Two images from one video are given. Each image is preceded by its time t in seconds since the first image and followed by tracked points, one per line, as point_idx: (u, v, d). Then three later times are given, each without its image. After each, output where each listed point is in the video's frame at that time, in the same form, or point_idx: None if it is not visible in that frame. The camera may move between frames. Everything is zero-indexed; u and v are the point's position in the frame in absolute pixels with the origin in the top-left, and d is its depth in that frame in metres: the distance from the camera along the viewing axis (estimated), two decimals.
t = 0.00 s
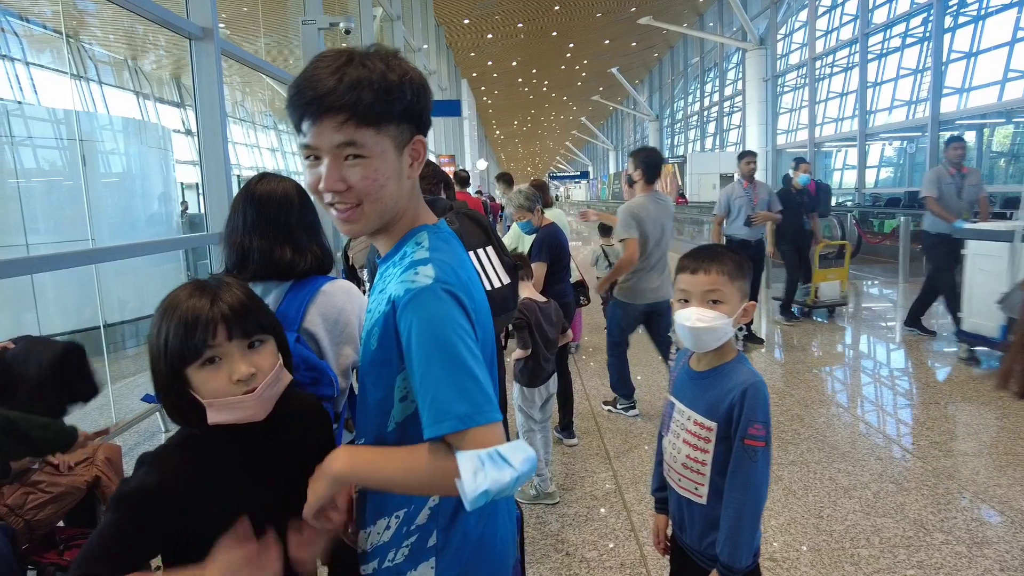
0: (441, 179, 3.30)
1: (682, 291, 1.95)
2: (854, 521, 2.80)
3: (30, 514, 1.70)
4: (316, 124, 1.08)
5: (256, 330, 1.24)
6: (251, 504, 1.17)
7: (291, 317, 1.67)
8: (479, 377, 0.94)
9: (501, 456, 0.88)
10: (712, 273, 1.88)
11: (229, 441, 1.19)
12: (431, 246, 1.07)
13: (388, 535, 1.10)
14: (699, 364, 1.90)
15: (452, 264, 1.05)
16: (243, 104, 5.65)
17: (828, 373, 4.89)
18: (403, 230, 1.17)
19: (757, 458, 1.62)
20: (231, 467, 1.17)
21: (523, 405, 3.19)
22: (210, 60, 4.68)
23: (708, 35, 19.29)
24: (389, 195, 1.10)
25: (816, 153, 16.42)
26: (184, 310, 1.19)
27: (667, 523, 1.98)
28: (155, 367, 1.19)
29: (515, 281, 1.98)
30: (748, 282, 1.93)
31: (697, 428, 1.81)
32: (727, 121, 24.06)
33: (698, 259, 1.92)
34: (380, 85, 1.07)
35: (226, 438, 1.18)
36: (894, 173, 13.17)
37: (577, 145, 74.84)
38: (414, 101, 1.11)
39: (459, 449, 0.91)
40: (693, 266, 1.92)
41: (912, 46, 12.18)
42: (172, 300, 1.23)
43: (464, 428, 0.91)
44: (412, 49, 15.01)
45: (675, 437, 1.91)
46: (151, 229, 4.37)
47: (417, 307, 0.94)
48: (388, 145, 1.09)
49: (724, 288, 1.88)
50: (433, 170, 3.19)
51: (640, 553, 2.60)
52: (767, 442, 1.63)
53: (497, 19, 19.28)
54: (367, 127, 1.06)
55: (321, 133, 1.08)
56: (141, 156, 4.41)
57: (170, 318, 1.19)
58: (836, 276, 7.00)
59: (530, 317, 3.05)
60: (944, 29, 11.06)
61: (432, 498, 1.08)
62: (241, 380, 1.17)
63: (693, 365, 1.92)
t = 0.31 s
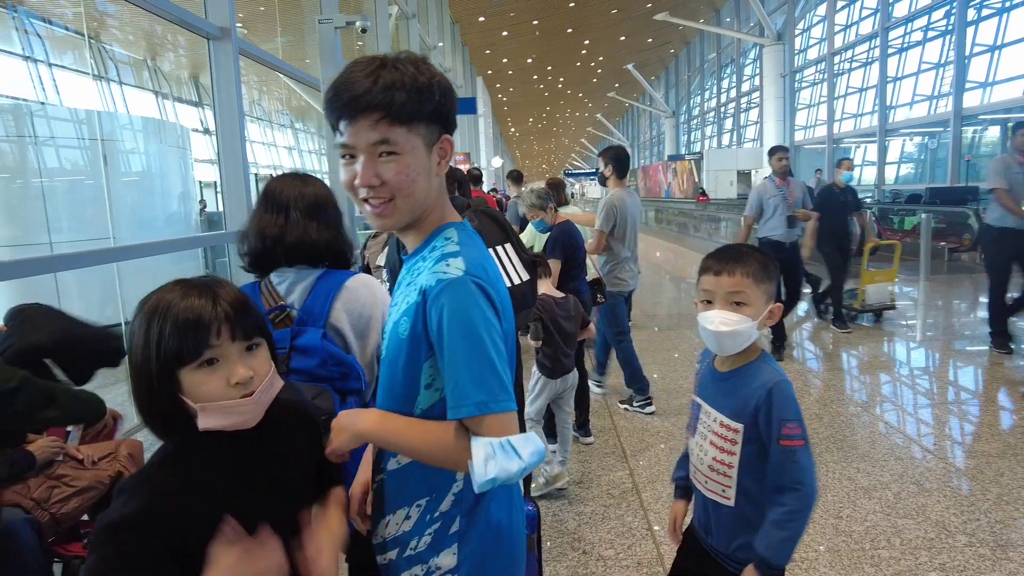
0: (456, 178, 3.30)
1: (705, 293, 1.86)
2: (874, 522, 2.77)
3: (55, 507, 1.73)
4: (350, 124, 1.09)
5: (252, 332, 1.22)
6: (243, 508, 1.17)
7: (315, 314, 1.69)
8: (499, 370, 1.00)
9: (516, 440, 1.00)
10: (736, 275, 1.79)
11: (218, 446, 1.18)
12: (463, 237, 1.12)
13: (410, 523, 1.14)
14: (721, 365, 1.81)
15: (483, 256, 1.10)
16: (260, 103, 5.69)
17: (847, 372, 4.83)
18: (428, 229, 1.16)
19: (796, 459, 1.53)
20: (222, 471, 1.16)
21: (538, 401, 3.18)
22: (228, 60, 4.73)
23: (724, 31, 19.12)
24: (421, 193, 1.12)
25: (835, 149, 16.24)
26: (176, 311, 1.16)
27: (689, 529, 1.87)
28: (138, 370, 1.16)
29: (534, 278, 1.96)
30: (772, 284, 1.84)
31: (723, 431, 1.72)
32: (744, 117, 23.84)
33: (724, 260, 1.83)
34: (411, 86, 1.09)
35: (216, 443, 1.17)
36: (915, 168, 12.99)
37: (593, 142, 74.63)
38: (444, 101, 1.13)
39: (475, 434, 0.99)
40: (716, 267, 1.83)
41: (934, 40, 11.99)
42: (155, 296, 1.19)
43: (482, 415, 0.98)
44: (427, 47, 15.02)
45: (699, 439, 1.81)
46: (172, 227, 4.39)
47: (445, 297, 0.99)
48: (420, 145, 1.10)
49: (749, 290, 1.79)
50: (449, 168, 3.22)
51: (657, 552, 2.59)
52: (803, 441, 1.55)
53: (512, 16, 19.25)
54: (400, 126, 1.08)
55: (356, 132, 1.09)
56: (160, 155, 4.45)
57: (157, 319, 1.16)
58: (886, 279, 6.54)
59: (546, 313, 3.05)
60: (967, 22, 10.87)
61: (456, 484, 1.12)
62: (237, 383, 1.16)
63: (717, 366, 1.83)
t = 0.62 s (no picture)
0: (470, 179, 3.33)
1: (722, 299, 1.81)
2: (890, 524, 2.74)
3: (78, 503, 1.76)
4: (378, 129, 1.11)
5: (245, 353, 1.13)
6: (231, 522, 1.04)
7: (340, 321, 1.70)
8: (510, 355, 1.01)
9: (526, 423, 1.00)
10: (756, 282, 1.75)
11: (199, 465, 1.06)
12: (482, 231, 1.14)
13: (434, 511, 1.20)
14: (740, 369, 1.77)
15: (498, 250, 1.11)
16: (277, 103, 5.75)
17: (864, 372, 4.78)
18: (445, 230, 1.17)
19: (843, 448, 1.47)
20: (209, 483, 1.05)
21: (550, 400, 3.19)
22: (245, 62, 4.78)
23: (741, 28, 18.96)
24: (442, 194, 1.13)
25: (853, 146, 16.05)
26: (174, 326, 1.03)
27: (708, 538, 1.79)
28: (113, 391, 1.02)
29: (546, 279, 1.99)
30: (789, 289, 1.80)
31: (747, 432, 1.68)
32: (761, 114, 23.64)
33: (743, 265, 1.79)
34: (435, 95, 1.12)
35: (193, 463, 1.05)
36: (936, 166, 12.80)
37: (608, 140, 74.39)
38: (466, 109, 1.15)
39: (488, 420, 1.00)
40: (735, 273, 1.78)
41: (956, 35, 11.81)
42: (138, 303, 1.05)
43: (495, 400, 1.00)
44: (443, 46, 15.05)
45: (722, 443, 1.78)
46: (189, 228, 4.43)
47: (459, 287, 1.02)
48: (442, 149, 1.12)
49: (769, 296, 1.76)
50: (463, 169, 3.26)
51: (670, 552, 2.58)
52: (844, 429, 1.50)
53: (527, 14, 19.22)
54: (425, 131, 1.10)
55: (383, 136, 1.11)
56: (178, 156, 4.47)
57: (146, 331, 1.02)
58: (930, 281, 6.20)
59: (554, 313, 3.07)
60: (990, 16, 10.70)
61: (477, 470, 1.19)
62: (231, 403, 1.07)
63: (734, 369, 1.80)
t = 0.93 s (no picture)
0: (482, 179, 3.33)
1: (741, 300, 1.67)
2: (906, 526, 2.71)
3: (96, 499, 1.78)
4: (383, 138, 1.12)
5: (240, 369, 1.12)
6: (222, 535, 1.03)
7: (364, 316, 1.70)
8: (535, 330, 1.02)
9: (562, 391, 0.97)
10: (778, 282, 1.61)
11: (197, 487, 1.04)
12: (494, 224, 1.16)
13: (482, 498, 1.19)
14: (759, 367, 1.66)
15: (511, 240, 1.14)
16: (291, 104, 5.80)
17: (880, 373, 4.73)
18: (451, 233, 1.17)
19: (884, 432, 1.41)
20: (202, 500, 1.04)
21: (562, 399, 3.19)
22: (259, 65, 4.35)
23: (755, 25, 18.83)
24: (448, 197, 1.14)
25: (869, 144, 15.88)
26: (169, 343, 1.00)
27: (730, 545, 1.68)
28: (104, 418, 0.97)
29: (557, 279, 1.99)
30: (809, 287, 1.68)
31: (775, 432, 1.59)
32: (776, 112, 23.46)
33: (762, 263, 1.65)
34: (435, 101, 1.13)
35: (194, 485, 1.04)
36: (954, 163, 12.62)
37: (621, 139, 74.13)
38: (464, 113, 1.16)
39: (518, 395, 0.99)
40: (756, 273, 1.64)
41: (975, 30, 11.64)
42: (126, 322, 1.01)
43: (525, 371, 0.99)
44: (455, 47, 15.08)
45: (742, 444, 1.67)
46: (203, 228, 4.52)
47: (481, 270, 1.03)
48: (444, 154, 1.13)
49: (790, 296, 1.62)
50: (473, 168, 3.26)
51: (682, 553, 2.57)
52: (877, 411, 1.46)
53: (539, 14, 19.21)
54: (429, 137, 1.11)
55: (387, 145, 1.12)
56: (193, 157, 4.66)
57: (141, 353, 0.99)
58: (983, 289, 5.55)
59: (557, 316, 3.06)
60: (1010, 11, 10.53)
61: (521, 450, 1.18)
62: (231, 423, 1.06)
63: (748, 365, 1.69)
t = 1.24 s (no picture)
0: (492, 177, 3.33)
1: (763, 295, 1.57)
2: (921, 526, 2.69)
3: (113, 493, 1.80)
4: (393, 135, 1.13)
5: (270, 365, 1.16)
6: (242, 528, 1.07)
7: (368, 307, 1.73)
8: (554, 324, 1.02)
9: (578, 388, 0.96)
10: (801, 279, 1.54)
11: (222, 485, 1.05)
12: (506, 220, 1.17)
13: (504, 491, 1.18)
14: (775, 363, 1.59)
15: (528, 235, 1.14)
16: (304, 103, 5.82)
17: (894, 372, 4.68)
18: (458, 232, 1.17)
19: (907, 428, 1.41)
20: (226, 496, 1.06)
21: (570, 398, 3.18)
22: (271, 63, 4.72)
23: (769, 22, 18.67)
24: (459, 195, 1.15)
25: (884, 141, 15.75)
26: (218, 343, 1.04)
27: (752, 549, 1.59)
28: (166, 421, 0.99)
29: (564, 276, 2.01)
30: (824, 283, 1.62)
31: (798, 428, 1.52)
32: (789, 110, 23.27)
33: (783, 258, 1.58)
34: (445, 99, 1.14)
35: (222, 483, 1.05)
36: (972, 161, 12.46)
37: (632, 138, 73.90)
38: (475, 113, 1.17)
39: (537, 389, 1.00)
40: (779, 269, 1.56)
41: (994, 26, 11.48)
42: (171, 322, 1.03)
43: (549, 365, 1.00)
44: (467, 45, 15.06)
45: (761, 443, 1.59)
46: (216, 227, 4.53)
47: (502, 264, 1.03)
48: (456, 152, 1.14)
49: (814, 293, 1.55)
50: (484, 166, 3.26)
51: (694, 551, 2.56)
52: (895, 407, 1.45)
53: (551, 12, 19.14)
54: (439, 135, 1.12)
55: (398, 142, 1.13)
56: (207, 157, 4.60)
57: (201, 351, 1.02)
58: None
59: (565, 313, 3.05)
60: None
61: (540, 440, 1.18)
62: (272, 416, 1.12)
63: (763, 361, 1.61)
